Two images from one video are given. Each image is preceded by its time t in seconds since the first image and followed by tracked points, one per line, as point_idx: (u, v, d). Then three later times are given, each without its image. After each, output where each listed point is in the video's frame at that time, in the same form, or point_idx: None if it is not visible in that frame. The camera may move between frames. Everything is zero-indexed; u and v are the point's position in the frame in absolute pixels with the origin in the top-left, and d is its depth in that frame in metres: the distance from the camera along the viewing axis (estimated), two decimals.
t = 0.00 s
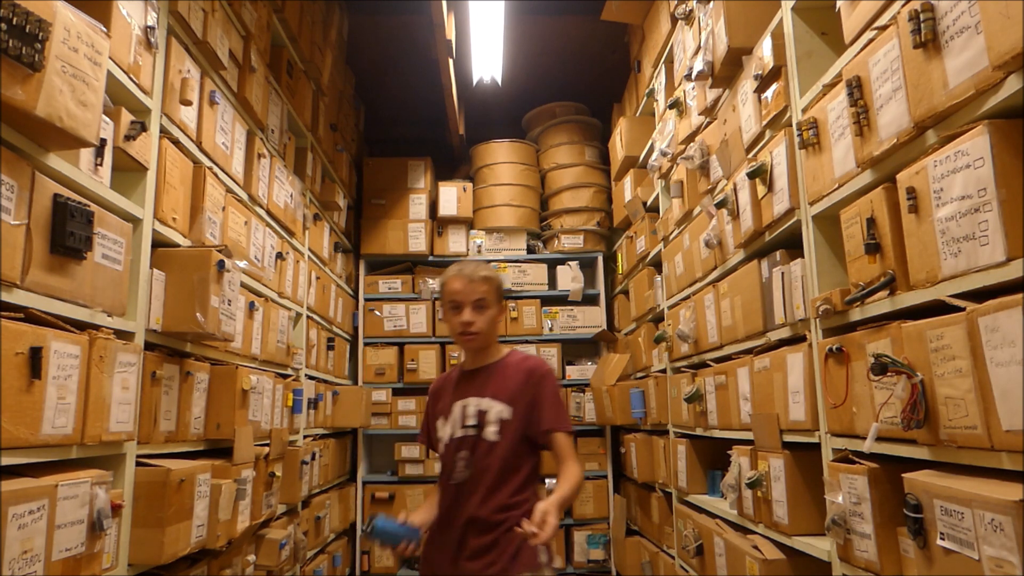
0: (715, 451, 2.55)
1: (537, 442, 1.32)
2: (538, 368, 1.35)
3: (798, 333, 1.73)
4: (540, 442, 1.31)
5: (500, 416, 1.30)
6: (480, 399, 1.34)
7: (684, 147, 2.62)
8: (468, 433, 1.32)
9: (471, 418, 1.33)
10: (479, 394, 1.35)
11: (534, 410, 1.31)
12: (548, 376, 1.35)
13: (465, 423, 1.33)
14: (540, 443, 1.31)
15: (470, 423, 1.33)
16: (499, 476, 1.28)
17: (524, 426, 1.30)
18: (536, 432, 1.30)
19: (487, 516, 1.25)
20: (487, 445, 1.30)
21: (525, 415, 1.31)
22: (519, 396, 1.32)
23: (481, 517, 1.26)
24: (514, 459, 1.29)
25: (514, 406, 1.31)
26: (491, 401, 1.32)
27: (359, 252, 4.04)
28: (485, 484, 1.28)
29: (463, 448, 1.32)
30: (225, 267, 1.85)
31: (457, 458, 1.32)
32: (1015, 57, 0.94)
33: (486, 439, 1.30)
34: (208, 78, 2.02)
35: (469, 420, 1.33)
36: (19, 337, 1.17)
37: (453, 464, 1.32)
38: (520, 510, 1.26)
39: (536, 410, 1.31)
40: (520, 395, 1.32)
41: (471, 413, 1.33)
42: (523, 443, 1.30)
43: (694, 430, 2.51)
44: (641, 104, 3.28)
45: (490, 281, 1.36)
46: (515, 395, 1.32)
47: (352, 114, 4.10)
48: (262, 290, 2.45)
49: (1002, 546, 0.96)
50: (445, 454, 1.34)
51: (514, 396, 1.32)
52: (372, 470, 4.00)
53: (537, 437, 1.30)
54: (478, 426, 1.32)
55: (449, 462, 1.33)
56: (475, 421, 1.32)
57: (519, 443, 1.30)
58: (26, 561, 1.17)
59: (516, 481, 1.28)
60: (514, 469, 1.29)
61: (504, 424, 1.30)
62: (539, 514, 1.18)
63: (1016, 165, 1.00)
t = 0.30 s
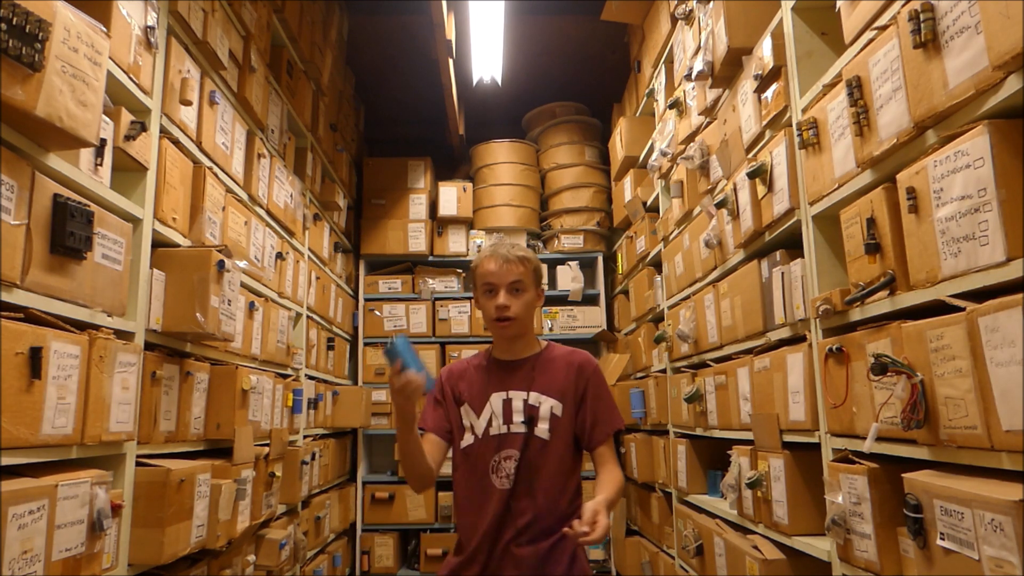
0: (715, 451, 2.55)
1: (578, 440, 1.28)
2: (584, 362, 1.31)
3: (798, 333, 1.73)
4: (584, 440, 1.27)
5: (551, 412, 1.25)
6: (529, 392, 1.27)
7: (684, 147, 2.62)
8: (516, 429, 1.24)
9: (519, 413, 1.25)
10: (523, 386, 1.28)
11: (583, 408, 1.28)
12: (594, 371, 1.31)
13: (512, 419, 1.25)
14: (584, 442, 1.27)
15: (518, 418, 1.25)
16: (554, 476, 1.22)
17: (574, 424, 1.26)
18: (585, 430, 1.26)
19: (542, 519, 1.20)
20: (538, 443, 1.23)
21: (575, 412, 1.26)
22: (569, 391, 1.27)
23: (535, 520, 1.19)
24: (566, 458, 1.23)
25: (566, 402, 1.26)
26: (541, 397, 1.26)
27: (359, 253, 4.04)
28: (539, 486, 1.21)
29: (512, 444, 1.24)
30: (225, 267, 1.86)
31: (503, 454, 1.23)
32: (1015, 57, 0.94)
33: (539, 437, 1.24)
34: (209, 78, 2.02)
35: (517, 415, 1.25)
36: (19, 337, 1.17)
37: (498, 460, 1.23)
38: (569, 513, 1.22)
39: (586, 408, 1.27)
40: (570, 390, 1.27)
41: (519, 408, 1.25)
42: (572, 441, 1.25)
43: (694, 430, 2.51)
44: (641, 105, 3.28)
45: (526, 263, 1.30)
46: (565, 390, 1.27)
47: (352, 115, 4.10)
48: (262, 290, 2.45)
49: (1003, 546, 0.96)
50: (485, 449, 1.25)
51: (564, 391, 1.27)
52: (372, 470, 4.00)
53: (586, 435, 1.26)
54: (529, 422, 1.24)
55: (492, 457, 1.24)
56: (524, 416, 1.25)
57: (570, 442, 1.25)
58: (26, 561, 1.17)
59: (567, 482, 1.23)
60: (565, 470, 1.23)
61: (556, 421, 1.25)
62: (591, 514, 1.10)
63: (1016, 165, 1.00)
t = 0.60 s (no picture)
0: (715, 451, 2.56)
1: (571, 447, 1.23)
2: (575, 368, 1.26)
3: (798, 333, 1.73)
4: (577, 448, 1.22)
5: (548, 422, 1.17)
6: (525, 400, 1.18)
7: (684, 147, 2.62)
8: (512, 441, 1.15)
9: (514, 424, 1.16)
10: (517, 394, 1.19)
11: (576, 415, 1.23)
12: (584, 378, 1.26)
13: (507, 429, 1.16)
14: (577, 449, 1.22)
15: (514, 430, 1.16)
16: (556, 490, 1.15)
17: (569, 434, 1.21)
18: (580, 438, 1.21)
19: (545, 539, 1.11)
20: (537, 456, 1.16)
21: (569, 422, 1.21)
22: (564, 401, 1.21)
23: (539, 541, 1.11)
24: (564, 471, 1.17)
25: (562, 412, 1.20)
26: (537, 406, 1.18)
27: (359, 252, 4.04)
28: (539, 501, 1.13)
29: (510, 457, 1.15)
30: (225, 267, 1.86)
31: (500, 469, 1.14)
32: (1015, 57, 0.94)
33: (537, 450, 1.16)
34: (208, 78, 2.02)
35: (512, 426, 1.16)
36: (19, 337, 1.17)
37: (494, 476, 1.14)
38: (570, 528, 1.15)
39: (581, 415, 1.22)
40: (565, 399, 1.21)
41: (515, 418, 1.17)
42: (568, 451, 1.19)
43: (694, 430, 2.52)
44: (641, 105, 3.28)
45: (514, 256, 1.20)
46: (561, 398, 1.21)
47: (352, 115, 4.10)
48: (262, 290, 2.45)
49: (1003, 546, 0.96)
50: (477, 464, 1.15)
51: (560, 400, 1.20)
52: (372, 470, 4.00)
53: (580, 445, 1.21)
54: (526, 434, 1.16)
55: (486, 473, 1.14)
56: (521, 426, 1.17)
57: (567, 452, 1.19)
58: (26, 561, 1.17)
59: (567, 496, 1.16)
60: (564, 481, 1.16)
61: (553, 431, 1.18)
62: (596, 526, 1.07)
63: (1016, 165, 1.00)
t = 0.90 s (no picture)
0: (715, 451, 2.55)
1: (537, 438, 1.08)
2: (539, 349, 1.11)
3: (798, 333, 1.73)
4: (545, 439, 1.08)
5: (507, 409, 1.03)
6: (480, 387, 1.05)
7: (684, 147, 2.62)
8: (466, 433, 1.01)
9: (468, 413, 1.03)
10: (471, 381, 1.06)
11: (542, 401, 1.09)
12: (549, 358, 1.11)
13: (459, 420, 1.02)
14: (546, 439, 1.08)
15: (468, 419, 1.02)
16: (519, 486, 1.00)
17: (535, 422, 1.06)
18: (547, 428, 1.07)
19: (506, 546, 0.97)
20: (496, 448, 1.01)
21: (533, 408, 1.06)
22: (526, 385, 1.07)
23: (498, 549, 0.96)
24: (530, 464, 1.02)
25: (524, 398, 1.06)
26: (493, 392, 1.04)
27: (359, 253, 4.04)
28: (499, 502, 0.99)
29: (463, 451, 1.01)
30: (225, 267, 1.86)
31: (452, 467, 0.99)
32: (1015, 57, 0.94)
33: (495, 441, 1.01)
34: (209, 78, 2.02)
35: (465, 415, 1.02)
36: (19, 337, 1.17)
37: (446, 476, 0.99)
38: (537, 531, 1.01)
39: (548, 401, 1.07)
40: (527, 383, 1.07)
41: (468, 407, 1.03)
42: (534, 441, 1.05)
43: (694, 430, 2.52)
44: (641, 105, 3.28)
45: (462, 228, 1.10)
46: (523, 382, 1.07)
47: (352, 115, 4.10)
48: (262, 290, 2.45)
49: (1003, 546, 0.96)
50: (426, 460, 1.00)
51: (521, 384, 1.06)
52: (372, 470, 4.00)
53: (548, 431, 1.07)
54: (482, 424, 1.02)
55: (436, 472, 0.99)
56: (477, 416, 1.03)
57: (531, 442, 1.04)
58: (26, 561, 1.17)
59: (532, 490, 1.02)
60: (530, 476, 1.02)
61: (512, 419, 1.04)
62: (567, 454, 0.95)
63: (1016, 165, 1.00)
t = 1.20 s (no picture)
0: (715, 451, 2.55)
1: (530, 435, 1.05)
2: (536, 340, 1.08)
3: (798, 333, 1.73)
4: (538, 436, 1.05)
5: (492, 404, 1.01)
6: (464, 381, 1.03)
7: (684, 147, 2.62)
8: (446, 431, 0.99)
9: (450, 409, 1.01)
10: (455, 374, 1.04)
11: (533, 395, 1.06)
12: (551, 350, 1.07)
13: (439, 417, 1.00)
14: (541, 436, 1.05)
15: (450, 416, 1.00)
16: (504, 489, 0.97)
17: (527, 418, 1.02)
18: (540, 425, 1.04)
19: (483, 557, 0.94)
20: (479, 449, 0.99)
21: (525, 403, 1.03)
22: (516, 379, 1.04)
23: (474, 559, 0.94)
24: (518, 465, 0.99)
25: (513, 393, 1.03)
26: (478, 387, 1.03)
27: (359, 253, 4.04)
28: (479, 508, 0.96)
29: (441, 452, 0.98)
30: (225, 267, 1.86)
31: (428, 467, 0.97)
32: (1015, 57, 0.94)
33: (479, 441, 0.99)
34: (208, 78, 2.02)
35: (446, 412, 1.00)
36: (19, 337, 1.16)
37: (420, 478, 0.97)
38: (523, 542, 0.97)
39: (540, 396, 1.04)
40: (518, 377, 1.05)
41: (451, 402, 1.01)
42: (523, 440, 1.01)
43: (694, 430, 2.52)
44: (641, 104, 3.28)
45: (454, 203, 1.07)
46: (511, 378, 1.04)
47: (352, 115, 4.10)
48: (262, 290, 2.45)
49: (1003, 546, 0.96)
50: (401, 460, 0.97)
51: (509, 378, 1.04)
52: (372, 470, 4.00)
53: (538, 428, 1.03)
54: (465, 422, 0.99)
55: (410, 474, 0.97)
56: (459, 413, 1.00)
57: (517, 438, 1.00)
58: (26, 561, 1.17)
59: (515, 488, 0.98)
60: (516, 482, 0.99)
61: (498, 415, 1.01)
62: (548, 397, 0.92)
63: (1016, 165, 1.00)
